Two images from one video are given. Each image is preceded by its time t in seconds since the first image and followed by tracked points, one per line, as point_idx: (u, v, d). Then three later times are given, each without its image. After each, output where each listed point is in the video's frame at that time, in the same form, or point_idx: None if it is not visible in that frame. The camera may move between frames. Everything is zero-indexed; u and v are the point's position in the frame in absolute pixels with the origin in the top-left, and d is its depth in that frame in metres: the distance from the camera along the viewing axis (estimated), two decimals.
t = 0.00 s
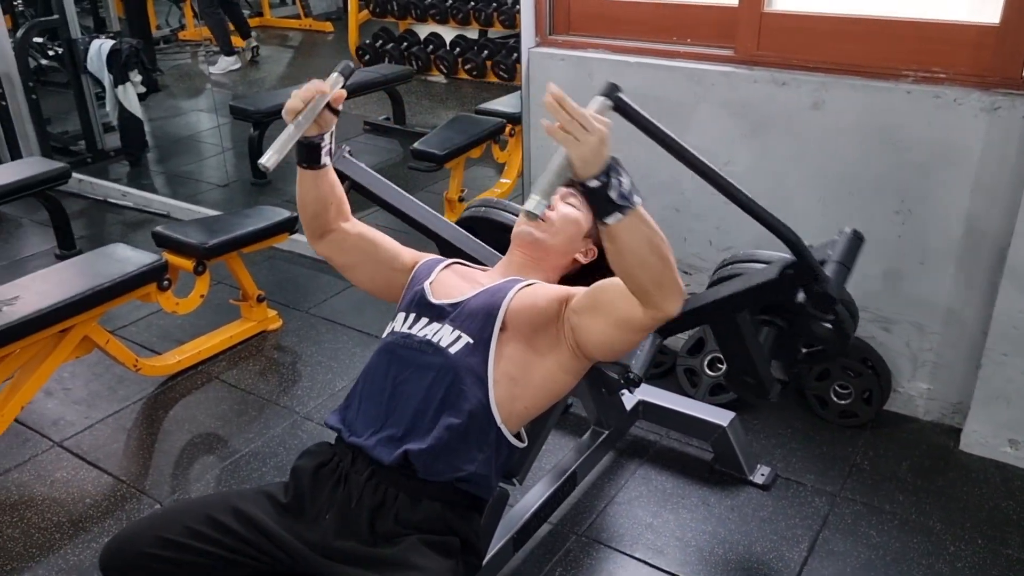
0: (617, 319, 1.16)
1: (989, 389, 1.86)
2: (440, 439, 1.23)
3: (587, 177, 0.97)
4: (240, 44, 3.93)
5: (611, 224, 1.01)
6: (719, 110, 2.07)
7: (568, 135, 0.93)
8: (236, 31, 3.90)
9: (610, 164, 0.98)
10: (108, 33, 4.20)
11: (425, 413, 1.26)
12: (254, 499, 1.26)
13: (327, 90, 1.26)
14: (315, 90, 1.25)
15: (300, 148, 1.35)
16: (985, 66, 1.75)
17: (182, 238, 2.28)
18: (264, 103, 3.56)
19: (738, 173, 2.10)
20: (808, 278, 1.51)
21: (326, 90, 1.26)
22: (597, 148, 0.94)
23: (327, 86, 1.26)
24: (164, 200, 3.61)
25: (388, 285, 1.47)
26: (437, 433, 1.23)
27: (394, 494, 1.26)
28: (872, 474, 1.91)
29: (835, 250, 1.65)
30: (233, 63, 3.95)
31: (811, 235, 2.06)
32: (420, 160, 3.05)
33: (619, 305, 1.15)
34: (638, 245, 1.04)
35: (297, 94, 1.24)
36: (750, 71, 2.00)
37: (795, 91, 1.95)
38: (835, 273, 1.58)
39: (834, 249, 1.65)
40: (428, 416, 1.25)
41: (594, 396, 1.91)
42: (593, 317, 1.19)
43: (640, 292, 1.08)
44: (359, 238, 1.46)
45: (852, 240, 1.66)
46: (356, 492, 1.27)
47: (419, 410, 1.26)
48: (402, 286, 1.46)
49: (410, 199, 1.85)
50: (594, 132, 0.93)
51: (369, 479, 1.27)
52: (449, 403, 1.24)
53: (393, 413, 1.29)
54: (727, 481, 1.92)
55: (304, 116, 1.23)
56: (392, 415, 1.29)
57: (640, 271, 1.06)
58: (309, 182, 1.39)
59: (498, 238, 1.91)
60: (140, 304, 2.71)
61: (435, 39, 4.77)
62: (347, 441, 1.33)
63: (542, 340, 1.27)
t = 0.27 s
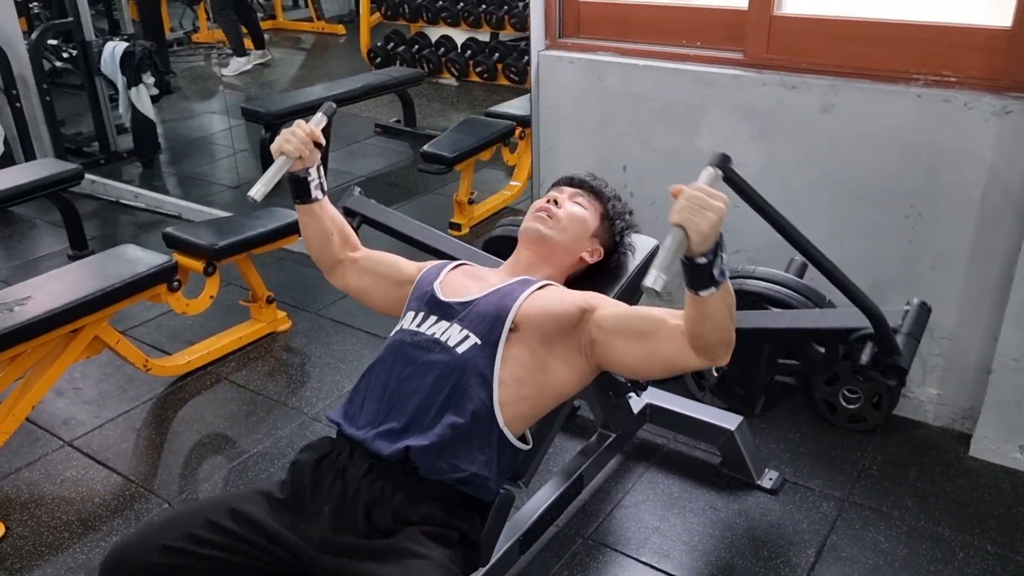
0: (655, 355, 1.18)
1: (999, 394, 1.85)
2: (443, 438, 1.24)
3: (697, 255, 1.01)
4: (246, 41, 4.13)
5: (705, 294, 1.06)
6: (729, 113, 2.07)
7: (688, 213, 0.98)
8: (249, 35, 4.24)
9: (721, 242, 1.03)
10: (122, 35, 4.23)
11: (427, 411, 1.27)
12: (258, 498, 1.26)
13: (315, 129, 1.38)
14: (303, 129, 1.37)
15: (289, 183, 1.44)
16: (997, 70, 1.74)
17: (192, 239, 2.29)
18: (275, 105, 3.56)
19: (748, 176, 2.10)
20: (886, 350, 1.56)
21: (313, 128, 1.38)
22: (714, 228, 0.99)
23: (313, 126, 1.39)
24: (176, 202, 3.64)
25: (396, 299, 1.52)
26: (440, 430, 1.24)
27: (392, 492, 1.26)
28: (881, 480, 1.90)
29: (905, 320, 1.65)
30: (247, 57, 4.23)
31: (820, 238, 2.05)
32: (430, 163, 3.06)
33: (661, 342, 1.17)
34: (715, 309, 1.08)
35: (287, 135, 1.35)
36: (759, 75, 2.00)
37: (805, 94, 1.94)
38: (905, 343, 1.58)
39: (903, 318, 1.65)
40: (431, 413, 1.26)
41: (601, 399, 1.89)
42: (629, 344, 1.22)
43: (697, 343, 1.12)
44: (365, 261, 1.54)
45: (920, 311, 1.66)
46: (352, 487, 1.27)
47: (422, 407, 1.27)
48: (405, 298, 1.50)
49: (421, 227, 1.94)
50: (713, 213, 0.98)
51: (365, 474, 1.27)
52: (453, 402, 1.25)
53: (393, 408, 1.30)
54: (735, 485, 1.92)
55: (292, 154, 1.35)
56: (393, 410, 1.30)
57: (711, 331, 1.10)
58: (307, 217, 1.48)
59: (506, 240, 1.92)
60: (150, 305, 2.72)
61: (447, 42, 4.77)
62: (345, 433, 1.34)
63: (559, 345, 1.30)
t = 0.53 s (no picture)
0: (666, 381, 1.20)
1: (1007, 399, 1.84)
2: (437, 442, 1.24)
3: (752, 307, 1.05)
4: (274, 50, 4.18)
5: (746, 342, 1.09)
6: (735, 116, 2.06)
7: (750, 265, 1.02)
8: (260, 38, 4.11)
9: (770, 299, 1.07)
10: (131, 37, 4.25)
11: (423, 414, 1.27)
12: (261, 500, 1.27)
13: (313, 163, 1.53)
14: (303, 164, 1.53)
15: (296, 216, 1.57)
16: (1004, 74, 1.73)
17: (199, 241, 2.30)
18: (284, 106, 3.56)
19: (754, 179, 2.09)
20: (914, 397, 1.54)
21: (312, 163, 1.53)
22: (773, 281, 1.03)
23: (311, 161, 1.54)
24: (185, 202, 3.63)
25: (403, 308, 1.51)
26: (435, 434, 1.24)
27: (393, 499, 1.26)
28: (887, 484, 1.89)
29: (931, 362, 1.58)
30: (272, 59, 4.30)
31: (826, 242, 2.04)
32: (437, 165, 3.06)
33: (676, 370, 1.19)
34: (747, 356, 1.11)
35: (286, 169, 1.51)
36: (766, 77, 1.99)
37: (811, 97, 1.94)
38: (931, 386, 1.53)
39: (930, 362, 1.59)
40: (427, 417, 1.26)
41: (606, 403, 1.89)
42: (639, 363, 1.23)
43: (715, 382, 1.14)
44: (377, 278, 1.56)
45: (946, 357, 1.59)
46: (352, 490, 1.27)
47: (418, 411, 1.27)
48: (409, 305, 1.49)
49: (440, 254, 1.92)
50: (772, 267, 1.03)
51: (365, 478, 1.28)
52: (449, 406, 1.25)
53: (390, 412, 1.30)
54: (740, 489, 1.91)
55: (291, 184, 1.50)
56: (389, 414, 1.30)
57: (736, 374, 1.13)
58: (321, 244, 1.59)
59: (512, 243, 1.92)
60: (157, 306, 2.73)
61: (455, 44, 4.77)
62: (344, 438, 1.34)
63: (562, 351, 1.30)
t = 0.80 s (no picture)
0: (676, 381, 1.19)
1: (1012, 402, 1.83)
2: (450, 441, 1.24)
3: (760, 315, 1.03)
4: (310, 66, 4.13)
5: (754, 348, 1.07)
6: (740, 119, 2.06)
7: (756, 274, 1.00)
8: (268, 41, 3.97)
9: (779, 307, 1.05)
10: (138, 39, 4.26)
11: (433, 413, 1.27)
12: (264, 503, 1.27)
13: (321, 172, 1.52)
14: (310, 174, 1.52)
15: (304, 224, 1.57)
16: (1009, 76, 1.72)
17: (204, 242, 2.31)
18: (290, 109, 3.58)
19: (759, 182, 2.09)
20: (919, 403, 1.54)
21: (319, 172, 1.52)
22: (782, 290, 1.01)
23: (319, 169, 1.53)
24: (189, 204, 3.65)
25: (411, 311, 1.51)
26: (446, 434, 1.24)
27: (406, 498, 1.28)
28: (892, 488, 1.89)
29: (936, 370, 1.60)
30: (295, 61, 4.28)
31: (831, 245, 2.04)
32: (442, 167, 3.06)
33: (684, 372, 1.18)
34: (754, 362, 1.09)
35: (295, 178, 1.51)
36: (770, 80, 1.99)
37: (816, 100, 1.93)
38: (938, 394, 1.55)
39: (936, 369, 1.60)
40: (437, 416, 1.26)
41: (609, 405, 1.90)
42: (645, 364, 1.23)
43: (721, 385, 1.13)
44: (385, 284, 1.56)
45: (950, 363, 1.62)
46: (366, 495, 1.28)
47: (428, 410, 1.27)
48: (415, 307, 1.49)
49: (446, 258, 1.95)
50: (780, 275, 1.01)
51: (381, 481, 1.29)
52: (458, 403, 1.25)
53: (401, 413, 1.30)
54: (744, 492, 1.91)
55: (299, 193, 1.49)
56: (399, 415, 1.30)
57: (743, 379, 1.10)
58: (328, 251, 1.59)
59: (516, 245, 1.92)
60: (163, 308, 2.74)
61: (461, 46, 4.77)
62: (359, 442, 1.35)
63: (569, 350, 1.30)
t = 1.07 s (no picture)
0: (649, 345, 1.15)
1: (1016, 406, 1.83)
2: (453, 447, 1.24)
3: (647, 220, 0.99)
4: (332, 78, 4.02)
5: (673, 264, 1.03)
6: (743, 122, 2.06)
7: (629, 181, 0.97)
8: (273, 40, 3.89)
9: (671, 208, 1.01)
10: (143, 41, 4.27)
11: (437, 419, 1.27)
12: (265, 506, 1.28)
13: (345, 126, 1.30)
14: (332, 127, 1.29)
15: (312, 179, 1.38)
16: (1013, 79, 1.72)
17: (206, 244, 2.30)
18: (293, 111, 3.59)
19: (762, 185, 2.09)
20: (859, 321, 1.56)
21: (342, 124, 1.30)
22: (654, 189, 0.97)
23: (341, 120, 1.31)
24: (192, 206, 3.66)
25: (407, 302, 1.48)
26: (450, 440, 1.25)
27: (407, 501, 1.28)
28: (895, 492, 1.88)
29: (884, 293, 1.68)
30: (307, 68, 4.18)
31: (834, 248, 2.04)
32: (445, 169, 3.06)
33: (653, 331, 1.14)
34: (694, 285, 1.05)
35: (318, 130, 1.27)
36: (773, 83, 1.99)
37: (819, 102, 1.93)
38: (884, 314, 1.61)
39: (883, 291, 1.68)
40: (441, 422, 1.26)
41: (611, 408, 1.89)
42: (621, 338, 1.19)
43: (683, 326, 1.09)
44: (375, 260, 1.48)
45: (900, 283, 1.69)
46: (366, 498, 1.28)
47: (432, 416, 1.27)
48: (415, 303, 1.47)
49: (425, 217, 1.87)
50: (651, 175, 0.97)
51: (381, 484, 1.29)
52: (462, 410, 1.25)
53: (405, 419, 1.30)
54: (747, 495, 1.90)
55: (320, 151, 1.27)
56: (403, 422, 1.30)
57: (693, 310, 1.06)
58: (321, 213, 1.42)
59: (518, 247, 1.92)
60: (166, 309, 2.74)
61: (464, 48, 4.77)
62: (360, 446, 1.35)
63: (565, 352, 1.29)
